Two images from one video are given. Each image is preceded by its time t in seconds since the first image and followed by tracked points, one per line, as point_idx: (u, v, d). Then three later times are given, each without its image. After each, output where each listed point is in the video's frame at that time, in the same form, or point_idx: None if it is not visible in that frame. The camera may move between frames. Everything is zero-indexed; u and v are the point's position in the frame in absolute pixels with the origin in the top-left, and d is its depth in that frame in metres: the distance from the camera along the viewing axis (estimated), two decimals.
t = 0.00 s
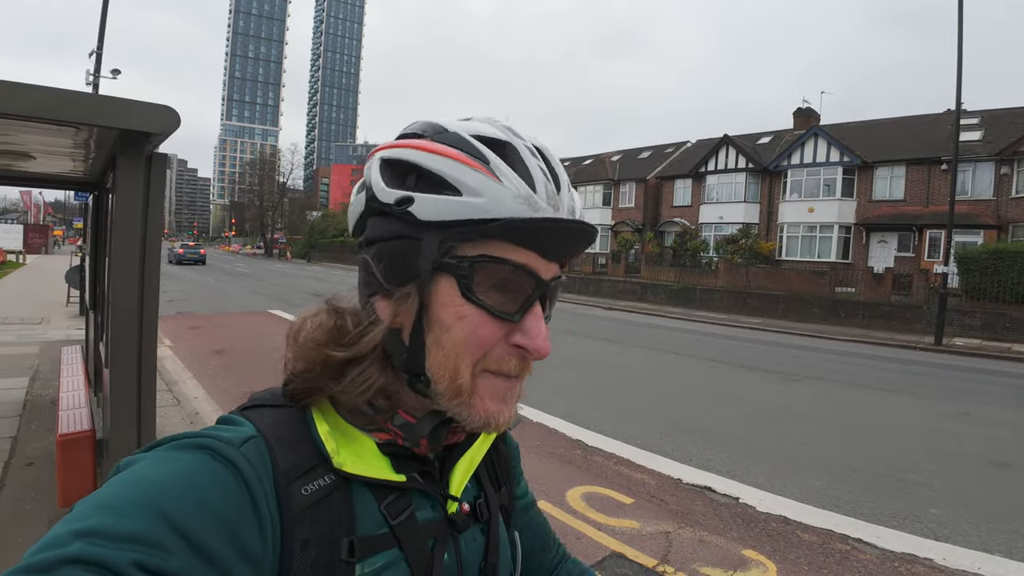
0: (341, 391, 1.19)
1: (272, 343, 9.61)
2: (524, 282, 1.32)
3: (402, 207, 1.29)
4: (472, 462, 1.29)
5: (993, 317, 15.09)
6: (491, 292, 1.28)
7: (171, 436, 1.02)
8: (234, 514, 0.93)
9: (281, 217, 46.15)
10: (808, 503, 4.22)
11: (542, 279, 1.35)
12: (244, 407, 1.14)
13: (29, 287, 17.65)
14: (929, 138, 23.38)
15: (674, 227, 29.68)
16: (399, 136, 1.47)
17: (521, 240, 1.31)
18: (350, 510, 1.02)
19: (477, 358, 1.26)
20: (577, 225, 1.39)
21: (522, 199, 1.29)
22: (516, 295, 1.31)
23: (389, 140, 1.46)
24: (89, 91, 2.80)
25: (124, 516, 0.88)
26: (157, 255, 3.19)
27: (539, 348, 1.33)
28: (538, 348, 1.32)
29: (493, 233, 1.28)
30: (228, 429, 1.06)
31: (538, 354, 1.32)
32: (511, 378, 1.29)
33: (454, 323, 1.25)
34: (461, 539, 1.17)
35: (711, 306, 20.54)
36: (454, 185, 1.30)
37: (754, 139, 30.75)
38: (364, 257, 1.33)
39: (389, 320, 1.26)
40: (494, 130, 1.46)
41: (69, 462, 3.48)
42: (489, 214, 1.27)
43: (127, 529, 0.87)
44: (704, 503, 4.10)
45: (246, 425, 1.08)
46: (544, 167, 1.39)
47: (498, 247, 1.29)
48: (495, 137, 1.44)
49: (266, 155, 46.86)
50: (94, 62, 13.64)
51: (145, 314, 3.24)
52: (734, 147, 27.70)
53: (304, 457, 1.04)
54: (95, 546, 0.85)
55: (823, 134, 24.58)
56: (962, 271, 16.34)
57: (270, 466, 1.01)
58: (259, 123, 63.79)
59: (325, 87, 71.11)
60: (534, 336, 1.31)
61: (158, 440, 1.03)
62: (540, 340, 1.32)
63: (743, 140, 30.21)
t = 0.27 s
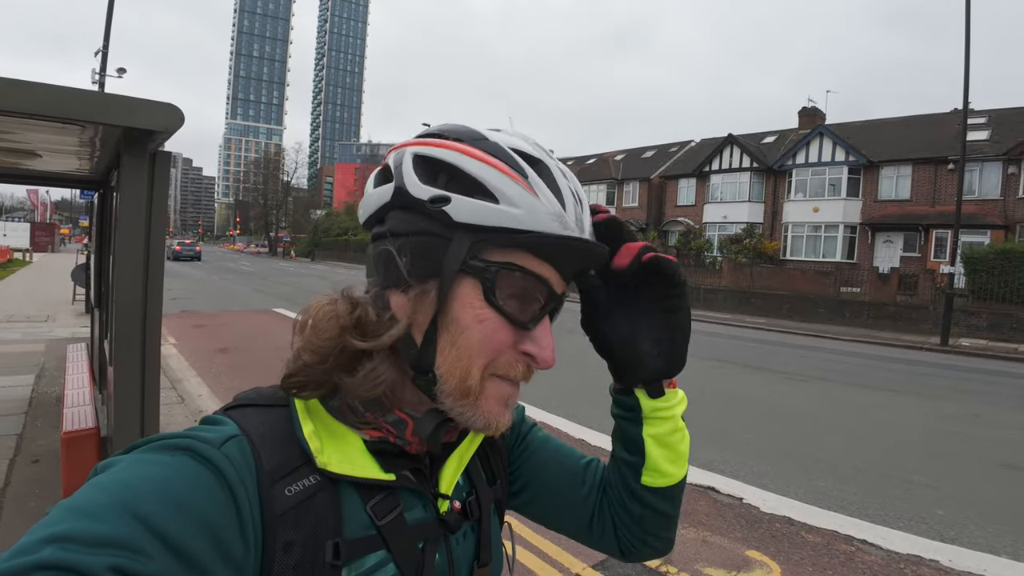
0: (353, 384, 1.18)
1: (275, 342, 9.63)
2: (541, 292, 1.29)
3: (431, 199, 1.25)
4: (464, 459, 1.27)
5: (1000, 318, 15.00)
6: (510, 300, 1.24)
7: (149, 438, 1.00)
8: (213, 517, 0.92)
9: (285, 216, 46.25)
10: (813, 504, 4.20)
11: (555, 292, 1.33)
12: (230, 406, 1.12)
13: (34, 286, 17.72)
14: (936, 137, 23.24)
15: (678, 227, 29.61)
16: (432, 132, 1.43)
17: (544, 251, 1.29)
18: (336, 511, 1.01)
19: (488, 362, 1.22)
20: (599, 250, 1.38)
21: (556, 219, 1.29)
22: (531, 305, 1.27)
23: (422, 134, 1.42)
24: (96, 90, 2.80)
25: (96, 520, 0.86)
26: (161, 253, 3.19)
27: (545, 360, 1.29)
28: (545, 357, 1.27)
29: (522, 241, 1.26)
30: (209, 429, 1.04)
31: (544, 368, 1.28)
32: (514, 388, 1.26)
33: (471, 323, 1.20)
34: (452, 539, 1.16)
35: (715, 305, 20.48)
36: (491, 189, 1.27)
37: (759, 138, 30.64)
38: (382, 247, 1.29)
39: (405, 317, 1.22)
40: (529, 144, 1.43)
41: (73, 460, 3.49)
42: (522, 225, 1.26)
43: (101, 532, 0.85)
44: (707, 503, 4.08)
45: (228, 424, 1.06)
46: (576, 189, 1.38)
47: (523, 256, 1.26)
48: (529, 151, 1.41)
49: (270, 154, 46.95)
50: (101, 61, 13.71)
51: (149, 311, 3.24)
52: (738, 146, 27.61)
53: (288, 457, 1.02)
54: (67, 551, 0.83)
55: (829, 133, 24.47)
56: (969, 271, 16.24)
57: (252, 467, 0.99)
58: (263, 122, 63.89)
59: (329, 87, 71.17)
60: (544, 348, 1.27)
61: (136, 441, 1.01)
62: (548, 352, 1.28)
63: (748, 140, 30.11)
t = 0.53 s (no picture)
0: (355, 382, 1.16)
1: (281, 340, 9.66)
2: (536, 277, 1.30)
3: (430, 193, 1.24)
4: (459, 458, 1.27)
5: (1010, 318, 14.88)
6: (508, 286, 1.25)
7: (136, 438, 0.99)
8: (201, 518, 0.91)
9: (291, 214, 46.41)
10: (819, 505, 4.18)
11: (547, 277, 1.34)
12: (219, 407, 1.11)
13: (43, 284, 17.85)
14: (945, 137, 23.06)
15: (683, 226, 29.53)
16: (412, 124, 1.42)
17: (537, 237, 1.30)
18: (328, 512, 1.01)
19: (489, 351, 1.22)
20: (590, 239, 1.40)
21: (550, 206, 1.31)
22: (528, 291, 1.28)
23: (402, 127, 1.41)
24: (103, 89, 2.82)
25: (82, 522, 0.85)
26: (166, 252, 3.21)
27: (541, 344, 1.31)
28: (542, 342, 1.28)
29: (518, 227, 1.27)
30: (198, 428, 1.04)
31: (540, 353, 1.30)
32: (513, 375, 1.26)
33: (473, 313, 1.20)
34: (447, 539, 1.16)
35: (720, 305, 20.40)
36: (485, 179, 1.28)
37: (766, 137, 30.49)
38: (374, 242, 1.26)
39: (404, 314, 1.20)
40: (512, 133, 1.45)
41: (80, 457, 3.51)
42: (517, 215, 1.27)
43: (86, 534, 0.84)
44: (712, 504, 4.07)
45: (217, 425, 1.05)
46: (564, 176, 1.41)
47: (518, 244, 1.28)
48: (516, 141, 1.43)
49: (276, 154, 47.14)
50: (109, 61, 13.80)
51: (156, 309, 3.25)
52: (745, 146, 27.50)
53: (279, 459, 1.02)
54: (52, 553, 0.83)
55: (836, 132, 24.32)
56: (978, 271, 16.10)
57: (241, 469, 0.99)
58: (270, 122, 64.12)
59: (335, 86, 71.30)
60: (541, 334, 1.28)
61: (123, 441, 1.01)
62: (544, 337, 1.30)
63: (754, 139, 29.97)
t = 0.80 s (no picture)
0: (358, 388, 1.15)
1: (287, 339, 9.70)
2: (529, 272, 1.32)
3: (427, 199, 1.23)
4: (450, 456, 1.27)
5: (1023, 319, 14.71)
6: (503, 283, 1.26)
7: (121, 438, 0.98)
8: (187, 518, 0.90)
9: (299, 214, 46.64)
10: (825, 507, 4.14)
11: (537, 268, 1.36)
12: (206, 406, 1.10)
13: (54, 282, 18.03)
14: (957, 135, 22.82)
15: (691, 226, 29.41)
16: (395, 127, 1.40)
17: (530, 233, 1.32)
18: (318, 511, 1.00)
19: (487, 349, 1.23)
20: (575, 233, 1.44)
21: (541, 203, 1.34)
22: (521, 284, 1.30)
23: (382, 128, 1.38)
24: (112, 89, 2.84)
25: (66, 522, 0.84)
26: (173, 251, 3.23)
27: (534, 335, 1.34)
28: (535, 331, 1.31)
29: (513, 226, 1.29)
30: (185, 428, 1.03)
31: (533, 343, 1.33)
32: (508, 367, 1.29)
33: (472, 313, 1.21)
34: (439, 537, 1.16)
35: (728, 305, 20.29)
36: (480, 180, 1.29)
37: (774, 136, 30.30)
38: (367, 249, 1.24)
39: (403, 320, 1.19)
40: (497, 131, 1.45)
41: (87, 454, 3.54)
42: (514, 214, 1.28)
43: (70, 534, 0.83)
44: (717, 505, 4.04)
45: (205, 424, 1.04)
46: (549, 174, 1.43)
47: (513, 242, 1.29)
48: (502, 138, 1.44)
49: (284, 153, 47.38)
50: (119, 61, 13.91)
51: (161, 308, 3.27)
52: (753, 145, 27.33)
53: (268, 458, 1.01)
54: (35, 554, 0.81)
55: (846, 131, 24.12)
56: (990, 271, 15.92)
57: (228, 468, 0.98)
58: (278, 121, 64.45)
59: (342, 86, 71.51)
60: (534, 324, 1.31)
61: (108, 441, 1.00)
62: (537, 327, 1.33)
63: (762, 138, 29.80)
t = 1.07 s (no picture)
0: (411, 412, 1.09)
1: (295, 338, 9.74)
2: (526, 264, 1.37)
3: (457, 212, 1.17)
4: (451, 459, 1.23)
5: None
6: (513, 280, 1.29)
7: (113, 445, 0.96)
8: (179, 528, 0.89)
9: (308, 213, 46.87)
10: (836, 509, 4.10)
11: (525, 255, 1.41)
12: (198, 413, 1.07)
13: (66, 281, 18.24)
14: (971, 134, 22.53)
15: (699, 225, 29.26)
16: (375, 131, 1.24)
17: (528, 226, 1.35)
18: (315, 517, 0.98)
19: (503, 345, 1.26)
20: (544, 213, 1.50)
21: (537, 194, 1.37)
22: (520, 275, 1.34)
23: (366, 139, 1.21)
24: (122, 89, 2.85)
25: (54, 534, 0.83)
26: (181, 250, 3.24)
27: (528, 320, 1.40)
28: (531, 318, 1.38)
29: (521, 223, 1.30)
30: (178, 435, 1.00)
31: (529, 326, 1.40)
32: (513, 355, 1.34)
33: (496, 316, 1.22)
34: (440, 543, 1.12)
35: (736, 305, 20.16)
36: (499, 188, 1.26)
37: (784, 135, 30.07)
38: (397, 272, 1.12)
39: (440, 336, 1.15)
40: (476, 126, 1.39)
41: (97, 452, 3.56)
42: (525, 214, 1.30)
43: (58, 546, 0.82)
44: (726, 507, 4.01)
45: (199, 430, 1.02)
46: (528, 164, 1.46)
47: (518, 238, 1.31)
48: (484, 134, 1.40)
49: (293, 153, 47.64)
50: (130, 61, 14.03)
51: (170, 307, 3.29)
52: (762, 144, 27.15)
53: (264, 465, 0.99)
54: (23, 567, 0.81)
55: (857, 130, 23.90)
56: (1005, 271, 15.71)
57: (223, 476, 0.96)
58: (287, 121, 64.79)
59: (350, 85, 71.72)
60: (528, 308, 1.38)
61: (101, 448, 0.98)
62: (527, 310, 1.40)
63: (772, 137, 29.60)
